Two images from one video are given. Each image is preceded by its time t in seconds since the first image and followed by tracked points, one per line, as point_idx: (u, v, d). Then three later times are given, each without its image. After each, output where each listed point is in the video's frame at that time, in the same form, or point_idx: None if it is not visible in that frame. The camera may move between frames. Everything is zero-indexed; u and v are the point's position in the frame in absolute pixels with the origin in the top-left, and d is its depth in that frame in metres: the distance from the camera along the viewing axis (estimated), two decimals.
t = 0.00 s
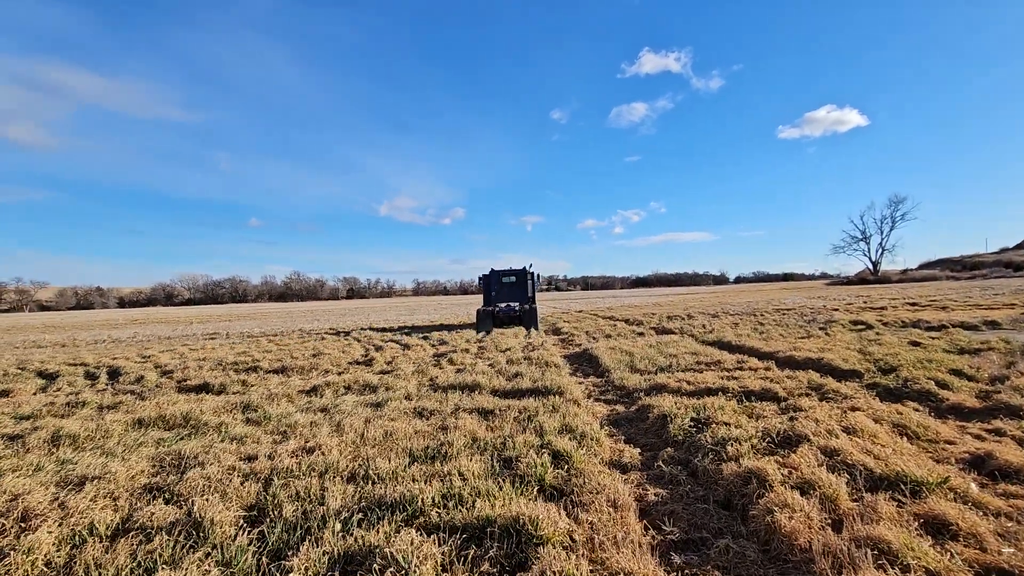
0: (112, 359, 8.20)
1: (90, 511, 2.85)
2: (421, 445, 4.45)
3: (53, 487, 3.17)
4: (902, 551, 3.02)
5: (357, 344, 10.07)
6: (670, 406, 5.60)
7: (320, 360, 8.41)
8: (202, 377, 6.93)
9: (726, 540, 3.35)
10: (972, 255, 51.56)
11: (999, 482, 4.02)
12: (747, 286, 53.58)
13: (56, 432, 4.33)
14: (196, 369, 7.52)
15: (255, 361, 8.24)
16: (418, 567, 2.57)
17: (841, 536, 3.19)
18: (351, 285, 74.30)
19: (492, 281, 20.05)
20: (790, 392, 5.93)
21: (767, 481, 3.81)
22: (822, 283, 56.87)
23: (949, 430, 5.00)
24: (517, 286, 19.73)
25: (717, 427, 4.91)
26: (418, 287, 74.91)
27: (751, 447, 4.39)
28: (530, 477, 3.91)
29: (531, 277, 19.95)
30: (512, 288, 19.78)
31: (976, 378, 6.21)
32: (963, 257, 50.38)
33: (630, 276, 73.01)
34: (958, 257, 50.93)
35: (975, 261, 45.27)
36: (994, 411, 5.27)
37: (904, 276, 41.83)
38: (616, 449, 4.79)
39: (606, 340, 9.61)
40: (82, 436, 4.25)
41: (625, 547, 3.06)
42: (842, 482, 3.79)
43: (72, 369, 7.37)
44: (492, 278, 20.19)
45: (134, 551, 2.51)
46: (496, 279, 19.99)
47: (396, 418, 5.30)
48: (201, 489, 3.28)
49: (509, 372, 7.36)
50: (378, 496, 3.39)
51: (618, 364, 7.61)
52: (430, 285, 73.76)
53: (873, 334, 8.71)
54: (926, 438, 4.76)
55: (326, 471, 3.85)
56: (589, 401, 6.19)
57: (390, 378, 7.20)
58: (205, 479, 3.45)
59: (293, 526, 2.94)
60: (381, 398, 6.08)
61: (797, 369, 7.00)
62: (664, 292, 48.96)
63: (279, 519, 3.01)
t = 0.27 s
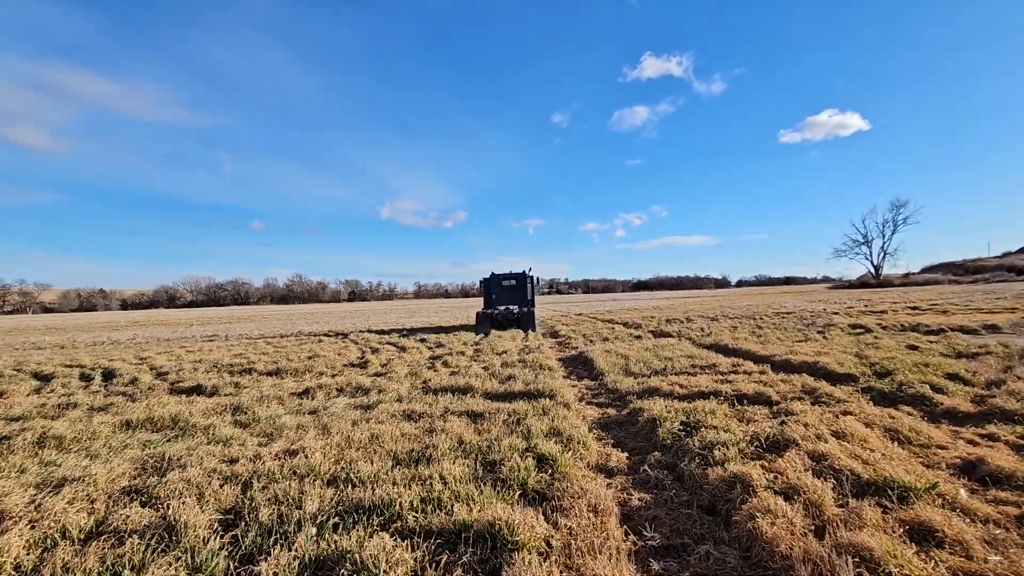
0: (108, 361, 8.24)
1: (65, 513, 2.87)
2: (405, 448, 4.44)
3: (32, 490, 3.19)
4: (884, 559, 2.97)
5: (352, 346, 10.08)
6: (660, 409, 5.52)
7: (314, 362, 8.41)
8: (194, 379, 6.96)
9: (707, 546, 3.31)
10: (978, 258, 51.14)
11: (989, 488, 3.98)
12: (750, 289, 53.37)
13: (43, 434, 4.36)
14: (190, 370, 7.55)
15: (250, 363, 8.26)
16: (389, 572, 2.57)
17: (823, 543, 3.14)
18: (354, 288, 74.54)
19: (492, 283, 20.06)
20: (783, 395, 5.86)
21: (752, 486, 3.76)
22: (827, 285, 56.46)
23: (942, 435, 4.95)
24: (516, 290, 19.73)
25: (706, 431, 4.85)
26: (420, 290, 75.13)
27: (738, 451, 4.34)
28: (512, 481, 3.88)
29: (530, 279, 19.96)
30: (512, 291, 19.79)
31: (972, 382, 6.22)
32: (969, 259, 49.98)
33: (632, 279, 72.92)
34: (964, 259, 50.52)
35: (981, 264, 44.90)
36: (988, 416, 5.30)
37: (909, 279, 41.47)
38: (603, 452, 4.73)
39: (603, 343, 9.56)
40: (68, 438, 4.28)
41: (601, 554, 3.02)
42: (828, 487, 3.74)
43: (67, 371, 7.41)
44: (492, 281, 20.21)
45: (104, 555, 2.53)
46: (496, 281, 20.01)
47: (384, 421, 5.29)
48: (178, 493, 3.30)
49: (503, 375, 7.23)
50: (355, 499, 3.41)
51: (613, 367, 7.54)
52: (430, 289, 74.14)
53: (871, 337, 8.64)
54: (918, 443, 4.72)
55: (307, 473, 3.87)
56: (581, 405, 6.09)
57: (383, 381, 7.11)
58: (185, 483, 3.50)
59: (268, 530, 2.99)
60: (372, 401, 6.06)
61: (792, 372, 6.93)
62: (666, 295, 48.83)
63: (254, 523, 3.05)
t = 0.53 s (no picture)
0: (94, 366, 8.25)
1: (23, 522, 2.99)
2: (379, 455, 4.45)
3: None
4: (847, 566, 2.95)
5: (341, 350, 10.07)
6: (640, 414, 5.48)
7: (301, 366, 8.40)
8: (178, 384, 6.97)
9: (673, 554, 3.29)
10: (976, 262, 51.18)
11: (960, 494, 4.01)
12: (747, 293, 53.41)
13: (15, 440, 4.44)
14: (175, 375, 7.57)
15: (236, 367, 8.26)
16: None
17: (787, 550, 3.12)
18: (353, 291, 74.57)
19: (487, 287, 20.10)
20: (766, 400, 5.81)
21: (721, 493, 3.75)
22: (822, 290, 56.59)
23: (921, 440, 4.94)
24: (511, 294, 19.75)
25: (683, 436, 4.81)
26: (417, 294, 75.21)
27: (713, 457, 4.31)
28: (482, 488, 3.87)
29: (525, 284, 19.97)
30: (506, 294, 19.82)
31: (955, 387, 6.26)
32: (967, 264, 50.04)
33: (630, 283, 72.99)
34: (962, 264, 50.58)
35: (978, 269, 44.97)
36: (967, 421, 5.34)
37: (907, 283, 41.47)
38: (579, 458, 4.70)
39: (592, 347, 9.53)
40: (40, 443, 4.38)
41: (563, 563, 3.01)
42: (798, 494, 3.72)
43: (52, 376, 7.44)
44: (487, 285, 20.23)
45: (57, 564, 2.65)
46: (491, 285, 20.03)
47: (362, 426, 5.28)
48: (140, 500, 3.41)
49: (487, 379, 7.18)
50: (319, 508, 3.50)
51: (599, 371, 7.51)
52: (428, 293, 74.21)
53: (860, 341, 8.63)
54: (895, 448, 4.71)
55: (276, 480, 3.98)
56: (563, 409, 6.03)
57: (367, 386, 7.09)
58: (149, 489, 3.61)
59: (228, 538, 3.08)
60: (353, 406, 6.05)
61: (777, 377, 6.90)
62: (663, 298, 48.87)
63: (215, 530, 3.14)
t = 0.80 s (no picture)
0: (74, 373, 8.18)
1: None
2: (353, 464, 4.43)
3: None
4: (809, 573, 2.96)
5: (327, 356, 10.03)
6: (618, 420, 5.48)
7: (284, 373, 8.35)
8: (157, 392, 6.93)
9: (641, 562, 3.29)
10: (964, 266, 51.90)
11: (929, 498, 4.06)
12: (739, 298, 53.78)
13: None
14: (155, 382, 7.51)
15: (218, 374, 8.21)
16: None
17: (752, 558, 3.14)
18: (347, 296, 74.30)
19: (478, 293, 20.13)
20: (745, 405, 5.84)
21: (692, 500, 3.75)
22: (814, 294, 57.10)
23: (896, 445, 4.98)
24: (502, 299, 19.79)
25: (660, 441, 4.81)
26: (410, 299, 75.10)
27: (687, 463, 4.32)
28: (454, 497, 3.86)
29: (516, 289, 20.01)
30: (497, 300, 19.85)
31: (932, 391, 6.34)
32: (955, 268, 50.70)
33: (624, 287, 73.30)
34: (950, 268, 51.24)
35: (966, 273, 45.61)
36: (942, 424, 5.39)
37: (896, 287, 41.89)
38: (556, 465, 4.70)
39: (578, 352, 9.54)
40: (8, 455, 4.41)
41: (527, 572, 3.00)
42: (768, 500, 3.74)
43: (29, 384, 7.37)
44: (479, 291, 20.27)
45: None
46: (482, 291, 20.06)
47: (339, 434, 5.26)
48: (103, 511, 3.46)
49: (470, 385, 7.17)
50: (286, 518, 3.48)
51: (583, 377, 7.51)
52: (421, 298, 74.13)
53: (843, 346, 8.70)
54: (869, 453, 4.74)
55: (246, 489, 3.96)
56: (544, 415, 6.03)
57: (350, 392, 7.07)
58: (114, 500, 3.63)
59: (189, 551, 3.07)
60: (332, 413, 6.02)
61: (758, 382, 6.93)
62: (656, 303, 49.08)
63: (177, 543, 3.13)
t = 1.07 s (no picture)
0: (52, 381, 8.03)
1: None
2: (331, 472, 4.40)
3: None
4: None
5: (312, 363, 9.95)
6: (601, 425, 5.49)
7: (268, 379, 8.27)
8: (136, 400, 6.84)
9: (617, 568, 3.29)
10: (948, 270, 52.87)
11: (903, 501, 4.11)
12: (730, 302, 54.29)
13: None
14: (135, 390, 7.40)
15: (201, 381, 8.11)
16: None
17: (726, 562, 3.15)
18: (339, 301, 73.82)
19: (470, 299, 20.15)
20: (726, 409, 5.88)
21: (669, 505, 3.77)
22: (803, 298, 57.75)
23: (873, 447, 5.04)
24: (493, 304, 19.81)
25: (640, 446, 4.84)
26: (401, 304, 74.79)
27: (665, 468, 4.35)
28: (432, 504, 3.84)
29: (506, 294, 20.03)
30: (488, 305, 19.88)
31: (911, 394, 6.43)
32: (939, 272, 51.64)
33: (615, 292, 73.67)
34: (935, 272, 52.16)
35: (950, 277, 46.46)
36: (919, 427, 5.47)
37: (882, 291, 42.53)
38: (537, 471, 4.69)
39: (565, 357, 9.55)
40: None
41: None
42: (744, 504, 3.77)
43: (5, 392, 7.23)
44: (470, 296, 20.29)
45: None
46: (474, 296, 20.09)
47: (320, 441, 5.22)
48: (73, 522, 3.40)
49: (455, 391, 7.15)
50: (260, 528, 3.45)
51: (568, 382, 7.52)
52: (412, 303, 73.85)
53: (825, 350, 8.81)
54: (846, 456, 4.79)
55: (222, 499, 3.92)
56: (528, 421, 6.03)
57: (333, 399, 7.02)
58: (85, 511, 3.57)
59: (159, 563, 3.03)
60: (314, 420, 5.97)
61: (741, 386, 6.99)
62: (647, 307, 49.40)
63: (147, 555, 3.09)
